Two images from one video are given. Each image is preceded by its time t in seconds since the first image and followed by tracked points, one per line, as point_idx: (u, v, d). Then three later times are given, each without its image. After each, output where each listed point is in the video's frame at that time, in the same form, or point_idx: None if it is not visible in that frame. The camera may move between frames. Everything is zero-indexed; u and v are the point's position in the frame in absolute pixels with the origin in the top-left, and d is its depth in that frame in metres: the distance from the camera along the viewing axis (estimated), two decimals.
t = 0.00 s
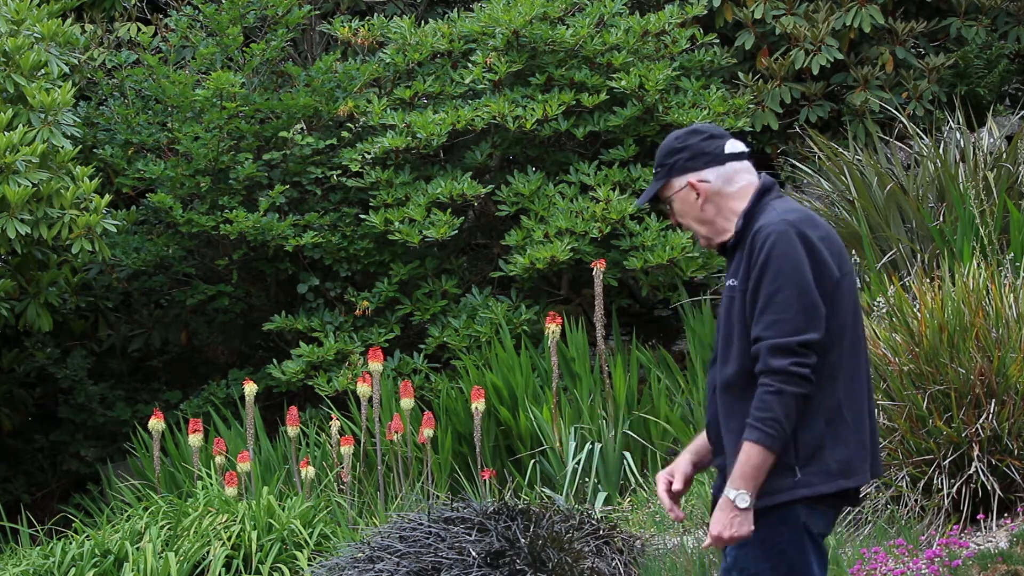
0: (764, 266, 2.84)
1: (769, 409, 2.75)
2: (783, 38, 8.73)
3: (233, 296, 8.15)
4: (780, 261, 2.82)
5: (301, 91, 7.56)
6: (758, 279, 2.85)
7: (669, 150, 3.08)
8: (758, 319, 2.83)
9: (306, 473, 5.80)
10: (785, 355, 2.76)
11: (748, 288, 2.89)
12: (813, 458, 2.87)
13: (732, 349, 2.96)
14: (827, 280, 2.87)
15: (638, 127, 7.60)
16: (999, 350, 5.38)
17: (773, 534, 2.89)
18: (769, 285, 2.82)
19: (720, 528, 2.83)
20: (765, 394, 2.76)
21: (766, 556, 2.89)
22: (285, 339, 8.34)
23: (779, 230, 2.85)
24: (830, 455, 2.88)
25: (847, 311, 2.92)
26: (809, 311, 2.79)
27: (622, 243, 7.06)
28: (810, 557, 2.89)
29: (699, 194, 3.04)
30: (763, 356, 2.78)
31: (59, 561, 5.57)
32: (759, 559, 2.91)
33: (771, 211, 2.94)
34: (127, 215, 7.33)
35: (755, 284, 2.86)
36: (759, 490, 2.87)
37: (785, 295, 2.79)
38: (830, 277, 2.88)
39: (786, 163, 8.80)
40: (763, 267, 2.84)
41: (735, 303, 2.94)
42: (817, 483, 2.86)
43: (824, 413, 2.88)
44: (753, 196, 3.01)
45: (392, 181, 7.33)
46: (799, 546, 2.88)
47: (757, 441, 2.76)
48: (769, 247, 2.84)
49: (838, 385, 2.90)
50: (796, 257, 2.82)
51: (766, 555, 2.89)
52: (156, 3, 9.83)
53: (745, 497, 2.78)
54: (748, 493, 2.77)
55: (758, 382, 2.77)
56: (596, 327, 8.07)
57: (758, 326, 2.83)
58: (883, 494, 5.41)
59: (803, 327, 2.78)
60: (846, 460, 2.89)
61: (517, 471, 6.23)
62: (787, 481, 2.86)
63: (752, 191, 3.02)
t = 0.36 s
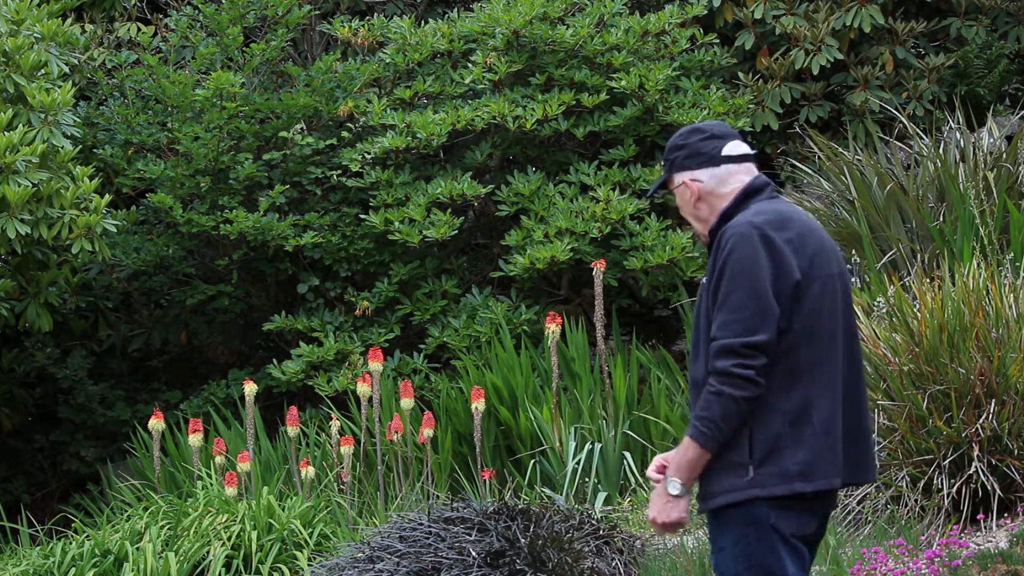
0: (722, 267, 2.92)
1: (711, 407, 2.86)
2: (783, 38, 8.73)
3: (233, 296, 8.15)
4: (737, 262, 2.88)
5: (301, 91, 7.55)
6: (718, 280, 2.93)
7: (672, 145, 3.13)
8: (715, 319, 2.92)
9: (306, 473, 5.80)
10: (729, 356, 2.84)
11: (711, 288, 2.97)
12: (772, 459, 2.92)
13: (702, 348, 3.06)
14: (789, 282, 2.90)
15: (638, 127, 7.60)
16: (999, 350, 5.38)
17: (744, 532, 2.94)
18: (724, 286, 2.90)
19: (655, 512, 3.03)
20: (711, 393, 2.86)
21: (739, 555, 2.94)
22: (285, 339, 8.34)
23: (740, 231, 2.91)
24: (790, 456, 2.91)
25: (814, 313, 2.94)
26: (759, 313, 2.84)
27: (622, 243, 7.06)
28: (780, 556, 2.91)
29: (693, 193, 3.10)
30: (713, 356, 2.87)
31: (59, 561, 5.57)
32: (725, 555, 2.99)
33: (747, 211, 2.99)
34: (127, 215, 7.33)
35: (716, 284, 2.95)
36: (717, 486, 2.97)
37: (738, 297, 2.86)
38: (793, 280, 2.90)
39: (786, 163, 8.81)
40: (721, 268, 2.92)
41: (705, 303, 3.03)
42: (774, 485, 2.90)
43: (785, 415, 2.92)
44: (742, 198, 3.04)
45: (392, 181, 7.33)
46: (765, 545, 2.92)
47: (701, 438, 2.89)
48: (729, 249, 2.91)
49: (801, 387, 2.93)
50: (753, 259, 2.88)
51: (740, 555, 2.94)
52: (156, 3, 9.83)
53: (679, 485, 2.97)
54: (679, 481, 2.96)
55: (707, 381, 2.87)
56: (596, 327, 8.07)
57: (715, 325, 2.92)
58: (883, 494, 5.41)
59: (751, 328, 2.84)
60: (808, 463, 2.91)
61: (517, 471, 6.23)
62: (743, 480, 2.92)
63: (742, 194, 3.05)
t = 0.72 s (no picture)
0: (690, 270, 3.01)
1: (673, 407, 2.96)
2: (783, 38, 8.73)
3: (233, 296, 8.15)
4: (701, 266, 2.96)
5: (301, 91, 7.55)
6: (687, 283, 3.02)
7: (668, 148, 3.22)
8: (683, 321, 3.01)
9: (306, 473, 5.80)
10: (688, 358, 2.93)
11: (683, 291, 3.06)
12: (741, 462, 2.96)
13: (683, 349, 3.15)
14: (754, 285, 2.94)
15: (638, 127, 7.60)
16: (999, 350, 5.38)
17: (715, 534, 3.00)
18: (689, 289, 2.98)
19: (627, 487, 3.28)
20: (671, 393, 2.96)
21: (713, 557, 3.00)
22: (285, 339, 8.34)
23: (707, 235, 2.98)
24: (759, 459, 2.95)
25: (781, 316, 2.97)
26: (718, 316, 2.91)
27: (622, 243, 7.06)
28: (751, 557, 2.95)
29: (683, 197, 3.18)
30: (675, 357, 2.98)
31: (59, 561, 5.57)
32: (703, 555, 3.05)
33: (722, 215, 3.05)
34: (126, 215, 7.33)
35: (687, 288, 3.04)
36: (690, 487, 3.04)
37: (700, 300, 2.94)
38: (758, 282, 2.94)
39: (786, 163, 8.81)
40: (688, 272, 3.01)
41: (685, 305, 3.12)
42: (739, 487, 2.95)
43: (751, 417, 2.96)
44: (725, 202, 3.10)
45: (392, 181, 7.33)
46: (738, 547, 2.96)
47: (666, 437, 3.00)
48: (696, 254, 2.99)
49: (770, 389, 2.96)
50: (716, 263, 2.94)
51: (714, 556, 3.00)
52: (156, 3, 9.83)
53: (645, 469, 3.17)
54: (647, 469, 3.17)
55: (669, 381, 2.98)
56: (596, 327, 8.07)
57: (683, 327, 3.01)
58: (883, 494, 5.42)
59: (710, 331, 2.91)
60: (776, 465, 2.93)
61: (517, 471, 6.23)
62: (712, 482, 2.98)
63: (727, 198, 3.10)
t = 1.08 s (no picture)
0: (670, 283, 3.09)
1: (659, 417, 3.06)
2: (783, 38, 8.73)
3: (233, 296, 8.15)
4: (675, 278, 3.03)
5: (301, 91, 7.54)
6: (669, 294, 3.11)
7: (637, 179, 3.30)
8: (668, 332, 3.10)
9: (306, 473, 5.80)
10: (665, 368, 3.03)
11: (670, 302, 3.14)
12: (731, 465, 3.01)
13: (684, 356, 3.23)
14: (728, 293, 2.97)
15: (638, 127, 7.60)
16: (999, 350, 5.38)
17: (711, 536, 3.05)
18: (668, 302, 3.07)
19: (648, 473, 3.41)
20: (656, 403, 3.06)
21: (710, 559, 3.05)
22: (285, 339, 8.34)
23: (679, 249, 3.05)
24: (748, 461, 2.98)
25: (760, 320, 3.00)
26: (689, 327, 2.98)
27: (622, 242, 7.06)
28: (745, 558, 2.99)
29: (662, 222, 3.26)
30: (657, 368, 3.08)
31: (59, 561, 5.57)
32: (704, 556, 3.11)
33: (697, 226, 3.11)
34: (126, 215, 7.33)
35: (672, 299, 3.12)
36: (689, 492, 3.11)
37: (675, 312, 3.02)
38: (732, 289, 2.97)
39: (786, 163, 8.81)
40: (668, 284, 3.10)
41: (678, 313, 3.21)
42: (729, 490, 2.99)
43: (737, 421, 3.01)
44: (702, 213, 3.17)
45: (392, 181, 7.33)
46: (735, 548, 3.01)
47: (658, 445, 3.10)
48: (671, 267, 3.07)
49: (754, 392, 3.00)
50: (689, 275, 3.01)
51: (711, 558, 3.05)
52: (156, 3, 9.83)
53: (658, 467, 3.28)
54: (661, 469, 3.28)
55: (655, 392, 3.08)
56: (596, 327, 8.07)
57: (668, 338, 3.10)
58: (883, 494, 5.42)
59: (680, 343, 3.00)
60: (764, 467, 2.96)
61: (517, 471, 6.23)
62: (705, 486, 3.05)
63: (704, 210, 3.16)
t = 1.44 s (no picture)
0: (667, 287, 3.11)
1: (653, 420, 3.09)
2: (783, 38, 8.74)
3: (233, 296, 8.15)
4: (670, 282, 3.06)
5: (301, 91, 7.54)
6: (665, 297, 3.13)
7: (643, 170, 3.28)
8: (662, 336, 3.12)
9: (306, 473, 5.80)
10: (656, 372, 3.06)
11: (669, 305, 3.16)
12: (726, 468, 3.02)
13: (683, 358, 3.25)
14: (724, 299, 2.98)
15: (638, 127, 7.60)
16: (999, 350, 5.38)
17: (707, 538, 3.08)
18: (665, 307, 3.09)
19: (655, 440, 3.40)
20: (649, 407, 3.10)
21: (705, 560, 3.09)
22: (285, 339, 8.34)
23: (676, 254, 3.06)
24: (743, 465, 3.00)
25: (755, 325, 3.00)
26: (682, 332, 3.01)
27: (622, 242, 7.05)
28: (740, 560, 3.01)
29: (663, 218, 3.26)
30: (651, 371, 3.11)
31: (59, 561, 5.57)
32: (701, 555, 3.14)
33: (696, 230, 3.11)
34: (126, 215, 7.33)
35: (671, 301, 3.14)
36: (686, 494, 3.14)
37: (667, 317, 3.05)
38: (727, 296, 2.98)
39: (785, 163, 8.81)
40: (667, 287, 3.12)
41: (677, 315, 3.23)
42: (722, 494, 3.02)
43: (730, 425, 3.03)
44: (701, 216, 3.17)
45: (392, 181, 7.33)
46: (731, 550, 3.03)
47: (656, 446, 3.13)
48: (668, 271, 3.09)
49: (750, 397, 3.01)
50: (685, 280, 3.02)
51: (706, 559, 3.08)
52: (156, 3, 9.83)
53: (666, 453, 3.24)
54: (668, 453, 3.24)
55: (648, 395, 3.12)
56: (596, 327, 8.07)
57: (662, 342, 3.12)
58: (883, 494, 5.42)
59: (674, 348, 3.03)
60: (758, 471, 2.97)
61: (517, 471, 6.23)
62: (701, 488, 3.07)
63: (704, 213, 3.17)
